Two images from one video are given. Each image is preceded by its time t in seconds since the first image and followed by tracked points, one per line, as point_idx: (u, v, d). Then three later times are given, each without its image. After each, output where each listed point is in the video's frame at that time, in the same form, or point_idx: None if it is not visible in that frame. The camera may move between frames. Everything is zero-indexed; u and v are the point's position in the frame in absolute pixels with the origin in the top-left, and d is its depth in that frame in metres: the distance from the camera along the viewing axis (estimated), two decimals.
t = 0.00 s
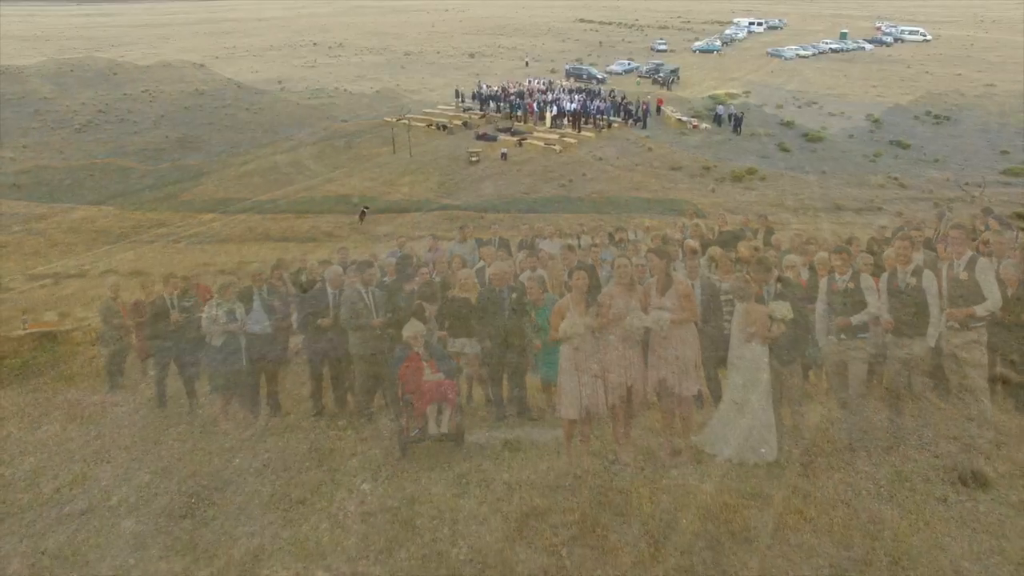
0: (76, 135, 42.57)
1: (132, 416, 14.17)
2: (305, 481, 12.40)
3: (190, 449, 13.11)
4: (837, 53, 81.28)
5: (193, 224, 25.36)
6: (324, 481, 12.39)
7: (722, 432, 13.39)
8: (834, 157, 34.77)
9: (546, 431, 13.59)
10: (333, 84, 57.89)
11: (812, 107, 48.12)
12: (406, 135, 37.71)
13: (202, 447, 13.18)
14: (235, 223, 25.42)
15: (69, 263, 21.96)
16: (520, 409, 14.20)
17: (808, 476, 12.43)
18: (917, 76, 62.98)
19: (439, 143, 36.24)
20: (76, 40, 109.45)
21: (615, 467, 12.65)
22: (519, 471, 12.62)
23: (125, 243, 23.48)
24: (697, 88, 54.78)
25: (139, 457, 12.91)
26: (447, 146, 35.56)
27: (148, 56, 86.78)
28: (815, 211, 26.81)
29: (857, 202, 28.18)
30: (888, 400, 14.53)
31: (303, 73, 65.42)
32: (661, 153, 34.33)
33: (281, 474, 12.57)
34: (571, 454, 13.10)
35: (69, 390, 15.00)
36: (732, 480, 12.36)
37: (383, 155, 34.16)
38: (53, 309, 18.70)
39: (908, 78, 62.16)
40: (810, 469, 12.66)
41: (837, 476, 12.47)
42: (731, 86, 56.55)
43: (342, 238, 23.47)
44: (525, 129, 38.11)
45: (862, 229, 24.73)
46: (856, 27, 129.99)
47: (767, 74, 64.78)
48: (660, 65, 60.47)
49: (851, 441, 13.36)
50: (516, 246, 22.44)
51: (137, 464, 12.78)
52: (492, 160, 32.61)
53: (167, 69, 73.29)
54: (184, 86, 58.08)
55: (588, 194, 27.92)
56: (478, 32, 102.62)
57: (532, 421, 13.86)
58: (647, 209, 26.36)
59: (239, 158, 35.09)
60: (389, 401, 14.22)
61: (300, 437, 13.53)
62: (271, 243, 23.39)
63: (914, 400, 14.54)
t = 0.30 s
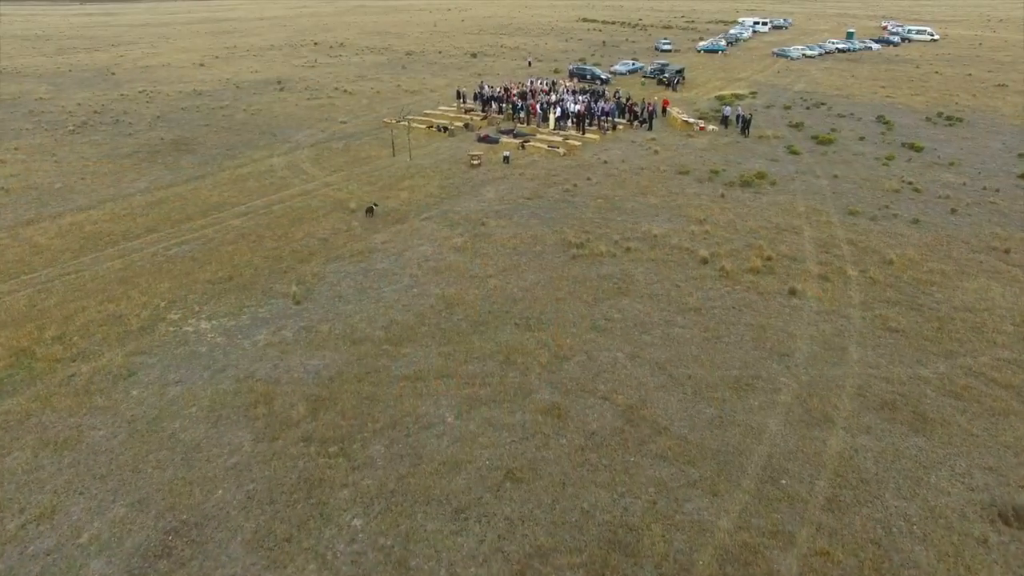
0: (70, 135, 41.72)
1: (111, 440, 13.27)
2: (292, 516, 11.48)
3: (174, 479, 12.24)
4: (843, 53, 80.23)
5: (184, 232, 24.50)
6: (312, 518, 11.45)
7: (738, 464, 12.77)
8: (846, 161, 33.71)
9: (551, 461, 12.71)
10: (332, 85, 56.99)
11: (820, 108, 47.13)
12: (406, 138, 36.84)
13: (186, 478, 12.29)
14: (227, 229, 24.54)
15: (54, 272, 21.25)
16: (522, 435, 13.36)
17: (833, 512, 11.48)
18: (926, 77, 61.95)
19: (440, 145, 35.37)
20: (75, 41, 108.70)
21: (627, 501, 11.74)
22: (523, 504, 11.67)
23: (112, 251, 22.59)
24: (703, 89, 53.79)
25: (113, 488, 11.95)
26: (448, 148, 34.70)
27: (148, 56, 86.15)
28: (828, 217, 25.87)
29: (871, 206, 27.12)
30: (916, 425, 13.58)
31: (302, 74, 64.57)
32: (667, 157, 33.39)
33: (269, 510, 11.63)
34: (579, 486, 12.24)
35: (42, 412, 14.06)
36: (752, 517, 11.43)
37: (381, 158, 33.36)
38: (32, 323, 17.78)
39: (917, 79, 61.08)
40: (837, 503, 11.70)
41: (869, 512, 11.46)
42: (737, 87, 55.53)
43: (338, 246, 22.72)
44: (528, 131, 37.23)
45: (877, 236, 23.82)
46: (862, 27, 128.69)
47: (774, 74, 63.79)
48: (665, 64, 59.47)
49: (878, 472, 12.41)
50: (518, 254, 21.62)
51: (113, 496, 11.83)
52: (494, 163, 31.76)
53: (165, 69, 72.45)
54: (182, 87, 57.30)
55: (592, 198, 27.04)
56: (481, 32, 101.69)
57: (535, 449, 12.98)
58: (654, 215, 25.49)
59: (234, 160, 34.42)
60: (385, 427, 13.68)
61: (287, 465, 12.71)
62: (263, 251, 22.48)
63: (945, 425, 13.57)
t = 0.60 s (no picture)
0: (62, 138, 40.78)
1: (76, 477, 12.18)
2: (273, 565, 10.47)
3: (142, 523, 11.19)
4: (850, 53, 79.12)
5: (172, 241, 23.48)
6: (295, 565, 10.46)
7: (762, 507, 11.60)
8: (859, 166, 32.60)
9: (556, 502, 11.67)
10: (331, 86, 55.98)
11: (830, 111, 46.00)
12: (405, 141, 35.81)
13: (157, 522, 11.23)
14: (217, 239, 23.54)
15: (30, 283, 20.18)
16: (525, 472, 12.34)
17: (868, 564, 10.42)
18: (936, 78, 60.85)
19: (440, 149, 34.36)
20: (75, 42, 107.89)
21: (639, 548, 10.73)
22: (526, 554, 10.64)
23: (96, 262, 21.58)
24: (709, 90, 52.70)
25: (77, 534, 10.92)
26: (448, 153, 33.62)
27: (146, 57, 85.34)
28: (844, 225, 24.87)
29: (888, 215, 26.01)
30: (953, 461, 12.51)
31: (301, 75, 63.65)
32: (674, 162, 32.34)
33: (248, 559, 10.61)
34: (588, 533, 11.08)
35: (7, 444, 13.04)
36: (778, 569, 10.37)
37: (379, 162, 32.36)
38: (4, 342, 16.75)
39: (927, 80, 59.98)
40: (870, 552, 10.64)
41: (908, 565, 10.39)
42: (744, 88, 54.43)
43: (332, 257, 21.72)
44: (531, 135, 36.16)
45: (896, 247, 22.74)
46: (868, 27, 127.38)
47: (781, 75, 62.68)
48: (670, 65, 58.36)
49: (915, 516, 11.30)
50: (521, 266, 20.60)
51: (75, 543, 10.78)
52: (495, 168, 30.75)
53: (163, 69, 71.50)
54: (179, 89, 56.41)
55: (598, 205, 26.03)
56: (483, 31, 100.76)
57: (539, 489, 11.94)
58: (661, 223, 24.45)
59: (229, 164, 33.49)
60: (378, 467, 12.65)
61: (269, 505, 11.67)
62: (254, 263, 21.46)
63: (986, 462, 12.49)
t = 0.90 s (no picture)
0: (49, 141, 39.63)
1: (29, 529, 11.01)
2: None
3: None
4: (857, 54, 77.85)
5: (155, 254, 22.30)
6: None
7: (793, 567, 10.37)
8: (875, 172, 31.31)
9: (562, 561, 10.44)
10: (328, 88, 54.76)
11: (841, 113, 44.74)
12: (403, 146, 34.59)
13: None
14: (203, 252, 22.37)
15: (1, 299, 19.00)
16: (528, 524, 11.13)
17: None
18: (948, 79, 59.57)
19: (439, 154, 33.13)
20: (72, 42, 106.76)
21: None
22: None
23: (73, 277, 20.42)
24: (716, 93, 51.37)
25: None
26: (448, 158, 32.44)
27: (143, 57, 84.26)
28: (863, 236, 23.62)
29: (909, 225, 24.75)
30: (1003, 513, 11.26)
31: (299, 76, 62.52)
32: (682, 168, 31.08)
33: None
34: None
35: None
36: None
37: (375, 168, 31.18)
38: None
39: (938, 81, 58.70)
40: None
41: None
42: (752, 90, 53.08)
43: (323, 272, 20.52)
44: (533, 139, 34.96)
45: (920, 261, 21.49)
46: (874, 26, 125.94)
47: (788, 76, 61.44)
48: (676, 66, 57.03)
49: None
50: (524, 283, 19.39)
51: None
52: (496, 175, 29.55)
53: (159, 70, 70.37)
54: (173, 90, 55.26)
55: (603, 215, 24.82)
56: (484, 31, 99.64)
57: (543, 544, 10.73)
58: (670, 234, 23.23)
59: (219, 168, 32.30)
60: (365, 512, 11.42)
61: (241, 562, 10.46)
62: (240, 278, 20.28)
63: None
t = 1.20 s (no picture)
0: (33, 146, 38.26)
1: None
2: None
3: None
4: (864, 55, 76.43)
5: (131, 271, 20.92)
6: None
7: None
8: (892, 181, 29.90)
9: None
10: (324, 90, 53.39)
11: (852, 117, 43.34)
12: (399, 152, 33.22)
13: None
14: (182, 269, 20.99)
15: None
16: None
17: None
18: (959, 80, 58.13)
19: (436, 161, 31.73)
20: (65, 42, 105.02)
21: None
22: None
23: (41, 298, 19.04)
24: (722, 95, 49.96)
25: None
26: (445, 165, 31.05)
27: (137, 58, 82.90)
28: (885, 252, 22.20)
29: (934, 239, 23.31)
30: None
31: (295, 78, 61.16)
32: (691, 176, 29.67)
33: None
34: None
35: None
36: None
37: (369, 176, 29.81)
38: None
39: (949, 83, 57.26)
40: None
41: None
42: (759, 93, 51.67)
43: (310, 294, 19.13)
44: (535, 146, 33.58)
45: (949, 280, 20.07)
46: (879, 26, 124.24)
47: (795, 78, 60.02)
48: (681, 68, 55.67)
49: None
50: (525, 306, 18.00)
51: None
52: (496, 183, 28.16)
53: (153, 72, 68.96)
54: (164, 93, 53.87)
55: (609, 228, 23.43)
56: (484, 32, 98.30)
57: None
58: (681, 250, 21.84)
59: (206, 176, 30.92)
60: None
61: None
62: (220, 299, 18.87)
63: None
